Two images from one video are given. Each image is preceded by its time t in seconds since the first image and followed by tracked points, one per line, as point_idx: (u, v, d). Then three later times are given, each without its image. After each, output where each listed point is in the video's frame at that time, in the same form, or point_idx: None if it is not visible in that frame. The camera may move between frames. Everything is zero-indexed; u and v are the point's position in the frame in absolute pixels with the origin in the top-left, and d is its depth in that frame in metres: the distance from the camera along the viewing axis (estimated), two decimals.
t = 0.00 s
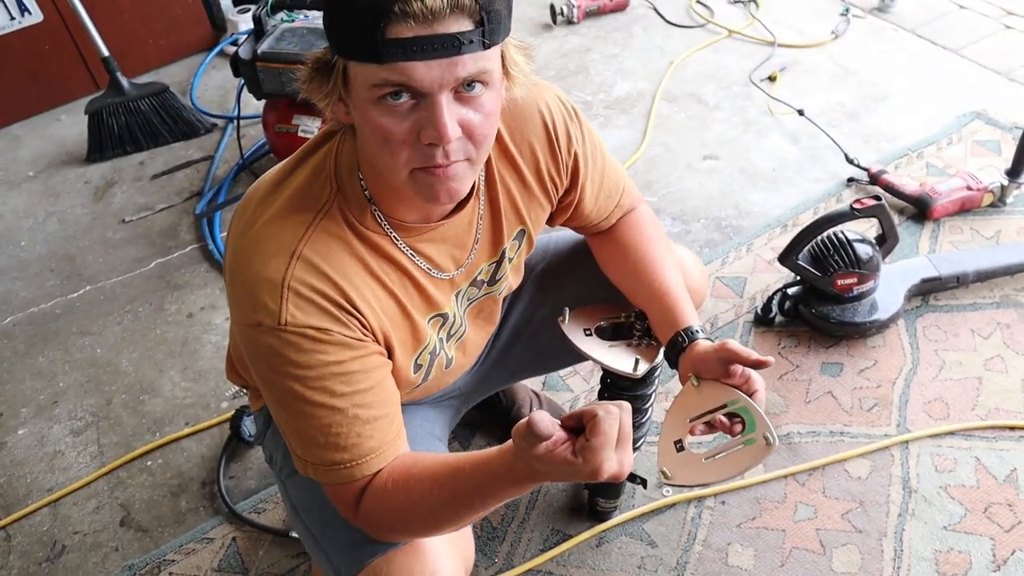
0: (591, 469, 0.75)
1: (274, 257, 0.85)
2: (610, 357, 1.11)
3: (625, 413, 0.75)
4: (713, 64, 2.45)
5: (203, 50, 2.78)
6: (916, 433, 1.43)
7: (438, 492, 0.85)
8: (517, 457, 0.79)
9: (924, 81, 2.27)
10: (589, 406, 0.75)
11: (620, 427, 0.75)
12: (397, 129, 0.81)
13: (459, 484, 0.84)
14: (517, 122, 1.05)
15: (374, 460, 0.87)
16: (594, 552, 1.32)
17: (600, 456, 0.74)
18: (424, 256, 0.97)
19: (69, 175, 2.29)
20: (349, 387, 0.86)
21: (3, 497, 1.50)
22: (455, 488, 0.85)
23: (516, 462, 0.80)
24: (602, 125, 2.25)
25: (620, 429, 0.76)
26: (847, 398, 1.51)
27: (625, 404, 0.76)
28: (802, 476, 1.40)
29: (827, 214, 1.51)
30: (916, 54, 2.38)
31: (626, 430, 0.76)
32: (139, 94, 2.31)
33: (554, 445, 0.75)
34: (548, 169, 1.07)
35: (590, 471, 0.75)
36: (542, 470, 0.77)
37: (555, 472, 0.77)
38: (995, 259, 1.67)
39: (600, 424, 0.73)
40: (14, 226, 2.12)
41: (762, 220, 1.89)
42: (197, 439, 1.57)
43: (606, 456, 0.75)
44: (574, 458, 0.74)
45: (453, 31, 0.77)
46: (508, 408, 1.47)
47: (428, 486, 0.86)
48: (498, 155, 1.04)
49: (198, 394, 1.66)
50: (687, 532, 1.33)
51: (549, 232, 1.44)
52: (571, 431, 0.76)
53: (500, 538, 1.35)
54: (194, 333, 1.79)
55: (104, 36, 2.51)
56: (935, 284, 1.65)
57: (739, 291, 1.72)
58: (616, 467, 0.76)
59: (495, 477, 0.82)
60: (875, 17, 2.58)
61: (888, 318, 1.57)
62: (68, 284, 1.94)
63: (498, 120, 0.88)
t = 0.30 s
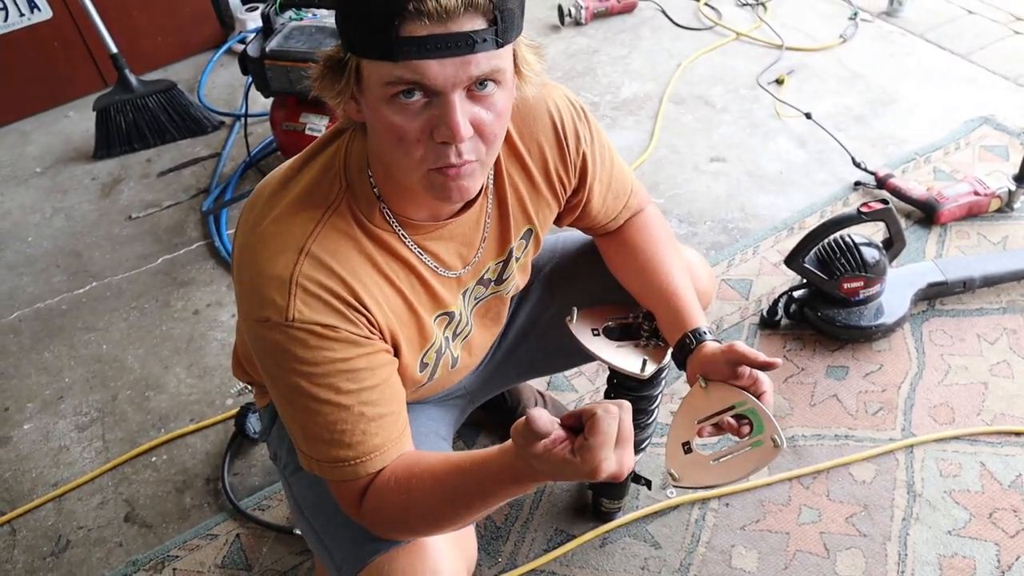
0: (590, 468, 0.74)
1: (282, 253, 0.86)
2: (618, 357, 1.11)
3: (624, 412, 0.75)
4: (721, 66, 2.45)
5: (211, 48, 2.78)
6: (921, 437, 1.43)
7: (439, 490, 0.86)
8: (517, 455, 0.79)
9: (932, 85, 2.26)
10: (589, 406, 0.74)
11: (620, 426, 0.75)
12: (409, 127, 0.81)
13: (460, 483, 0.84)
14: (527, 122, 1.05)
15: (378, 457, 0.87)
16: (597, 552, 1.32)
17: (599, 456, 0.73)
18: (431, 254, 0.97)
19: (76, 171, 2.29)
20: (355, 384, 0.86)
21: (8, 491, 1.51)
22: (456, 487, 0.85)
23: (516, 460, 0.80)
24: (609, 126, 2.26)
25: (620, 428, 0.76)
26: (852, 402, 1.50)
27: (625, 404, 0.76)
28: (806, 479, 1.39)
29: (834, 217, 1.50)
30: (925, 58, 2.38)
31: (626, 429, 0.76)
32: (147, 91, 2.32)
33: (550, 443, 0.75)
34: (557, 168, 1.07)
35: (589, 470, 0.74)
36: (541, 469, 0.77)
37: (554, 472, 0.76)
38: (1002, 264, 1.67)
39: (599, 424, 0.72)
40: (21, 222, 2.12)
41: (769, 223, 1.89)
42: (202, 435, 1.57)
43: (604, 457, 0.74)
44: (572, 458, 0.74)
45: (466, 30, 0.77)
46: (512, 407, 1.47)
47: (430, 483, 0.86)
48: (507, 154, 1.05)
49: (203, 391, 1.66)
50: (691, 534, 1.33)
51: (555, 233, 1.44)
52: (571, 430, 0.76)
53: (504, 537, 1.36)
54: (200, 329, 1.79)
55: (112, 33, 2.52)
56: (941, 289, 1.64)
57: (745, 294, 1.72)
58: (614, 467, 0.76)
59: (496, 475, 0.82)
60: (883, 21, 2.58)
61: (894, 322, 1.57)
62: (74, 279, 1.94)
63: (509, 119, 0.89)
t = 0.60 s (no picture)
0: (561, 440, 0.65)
1: (283, 260, 0.86)
2: (619, 359, 1.10)
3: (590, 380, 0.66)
4: (719, 68, 2.46)
5: (211, 53, 2.79)
6: (921, 437, 1.43)
7: (433, 488, 0.84)
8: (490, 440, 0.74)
9: (930, 86, 2.27)
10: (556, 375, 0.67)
11: (590, 395, 0.66)
12: (410, 136, 0.81)
13: (451, 477, 0.82)
14: (525, 126, 1.05)
15: (380, 463, 0.88)
16: (599, 554, 1.32)
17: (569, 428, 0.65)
18: (431, 259, 0.98)
19: (77, 177, 2.30)
20: (357, 391, 0.86)
21: (11, 497, 1.51)
22: (449, 484, 0.83)
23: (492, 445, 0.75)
24: (608, 129, 2.26)
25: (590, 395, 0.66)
26: (853, 402, 1.51)
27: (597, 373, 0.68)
28: (807, 479, 1.40)
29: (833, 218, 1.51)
30: (922, 59, 2.39)
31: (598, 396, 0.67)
32: (147, 96, 2.32)
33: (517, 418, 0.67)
34: (555, 171, 1.08)
35: (559, 443, 0.65)
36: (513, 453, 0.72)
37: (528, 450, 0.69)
38: (1001, 263, 1.67)
39: (565, 393, 0.64)
40: (22, 228, 2.13)
41: (768, 224, 1.89)
42: (203, 440, 1.58)
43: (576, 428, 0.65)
44: (533, 437, 0.67)
45: (462, 37, 0.78)
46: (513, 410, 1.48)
47: (423, 481, 0.84)
48: (505, 157, 1.05)
49: (205, 396, 1.66)
50: (692, 535, 1.33)
51: (554, 236, 1.45)
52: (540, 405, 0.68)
53: (505, 540, 1.36)
54: (201, 334, 1.80)
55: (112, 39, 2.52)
56: (940, 289, 1.65)
57: (744, 295, 1.73)
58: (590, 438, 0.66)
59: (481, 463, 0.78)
60: (881, 22, 2.59)
61: (893, 322, 1.57)
62: (75, 285, 1.95)
63: (507, 123, 0.89)
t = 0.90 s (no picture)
0: (522, 421, 0.71)
1: (286, 269, 0.86)
2: (619, 365, 1.09)
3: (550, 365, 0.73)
4: (717, 76, 2.47)
5: (211, 62, 2.80)
6: (920, 443, 1.43)
7: (425, 492, 0.84)
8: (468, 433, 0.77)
9: (927, 93, 2.28)
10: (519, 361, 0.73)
11: (548, 379, 0.73)
12: (416, 150, 0.82)
13: (437, 478, 0.82)
14: (524, 130, 1.06)
15: (384, 470, 0.88)
16: (598, 561, 1.32)
17: (529, 410, 0.71)
18: (434, 266, 0.98)
19: (77, 185, 2.31)
20: (361, 399, 0.86)
21: (10, 505, 1.51)
22: (444, 486, 0.83)
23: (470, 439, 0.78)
24: (606, 136, 2.27)
25: (550, 379, 0.73)
26: (852, 408, 1.51)
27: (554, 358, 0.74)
28: (806, 486, 1.40)
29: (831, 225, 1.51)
30: (920, 66, 2.40)
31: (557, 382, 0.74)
32: (147, 105, 2.33)
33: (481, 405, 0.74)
34: (556, 178, 1.08)
35: (520, 426, 0.71)
36: (489, 441, 0.76)
37: (495, 436, 0.74)
38: (998, 269, 1.67)
39: (523, 377, 0.71)
40: (22, 236, 2.13)
41: (766, 231, 1.90)
42: (203, 447, 1.58)
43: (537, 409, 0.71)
44: (503, 419, 0.72)
45: (465, 51, 0.78)
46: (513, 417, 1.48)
47: (414, 485, 0.84)
48: (505, 162, 1.05)
49: (204, 403, 1.66)
50: (691, 542, 1.33)
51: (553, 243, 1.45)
52: (502, 391, 0.75)
53: (504, 547, 1.36)
54: (200, 342, 1.80)
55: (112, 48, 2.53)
56: (938, 295, 1.65)
57: (743, 302, 1.73)
58: (550, 417, 0.72)
59: (461, 459, 0.80)
60: (878, 29, 2.60)
61: (892, 328, 1.57)
62: (75, 293, 1.95)
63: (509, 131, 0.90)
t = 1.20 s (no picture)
0: (519, 419, 0.71)
1: (286, 269, 0.86)
2: (618, 368, 1.09)
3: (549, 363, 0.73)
4: (718, 79, 2.47)
5: (212, 64, 2.80)
6: (919, 447, 1.43)
7: (423, 491, 0.84)
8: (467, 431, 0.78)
9: (928, 97, 2.28)
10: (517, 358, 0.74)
11: (546, 378, 0.73)
12: (415, 150, 0.82)
13: (436, 477, 0.82)
14: (524, 133, 1.06)
15: (382, 470, 0.88)
16: (597, 564, 1.32)
17: (527, 408, 0.71)
18: (434, 267, 0.98)
19: (77, 186, 2.31)
20: (360, 399, 0.86)
21: (8, 506, 1.51)
22: (441, 486, 0.83)
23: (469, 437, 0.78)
24: (606, 139, 2.27)
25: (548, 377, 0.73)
26: (851, 412, 1.51)
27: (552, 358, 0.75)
28: (805, 489, 1.39)
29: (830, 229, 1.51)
30: (920, 70, 2.40)
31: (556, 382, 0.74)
32: (147, 107, 2.33)
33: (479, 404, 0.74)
34: (555, 179, 1.08)
35: (518, 425, 0.71)
36: (488, 440, 0.76)
37: (493, 435, 0.74)
38: (998, 274, 1.67)
39: (522, 376, 0.71)
40: (22, 237, 2.13)
41: (766, 234, 1.90)
42: (202, 449, 1.58)
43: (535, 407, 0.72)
44: (501, 417, 0.72)
45: (465, 52, 0.78)
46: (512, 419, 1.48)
47: (412, 484, 0.84)
48: (505, 164, 1.05)
49: (203, 405, 1.66)
50: (690, 545, 1.33)
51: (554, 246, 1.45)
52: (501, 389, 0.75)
53: (503, 549, 1.35)
54: (200, 344, 1.80)
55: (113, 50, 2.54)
56: (938, 299, 1.65)
57: (743, 305, 1.73)
58: (548, 415, 0.72)
59: (459, 458, 0.80)
60: (879, 33, 2.60)
61: (891, 332, 1.57)
62: (75, 295, 1.95)
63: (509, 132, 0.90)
